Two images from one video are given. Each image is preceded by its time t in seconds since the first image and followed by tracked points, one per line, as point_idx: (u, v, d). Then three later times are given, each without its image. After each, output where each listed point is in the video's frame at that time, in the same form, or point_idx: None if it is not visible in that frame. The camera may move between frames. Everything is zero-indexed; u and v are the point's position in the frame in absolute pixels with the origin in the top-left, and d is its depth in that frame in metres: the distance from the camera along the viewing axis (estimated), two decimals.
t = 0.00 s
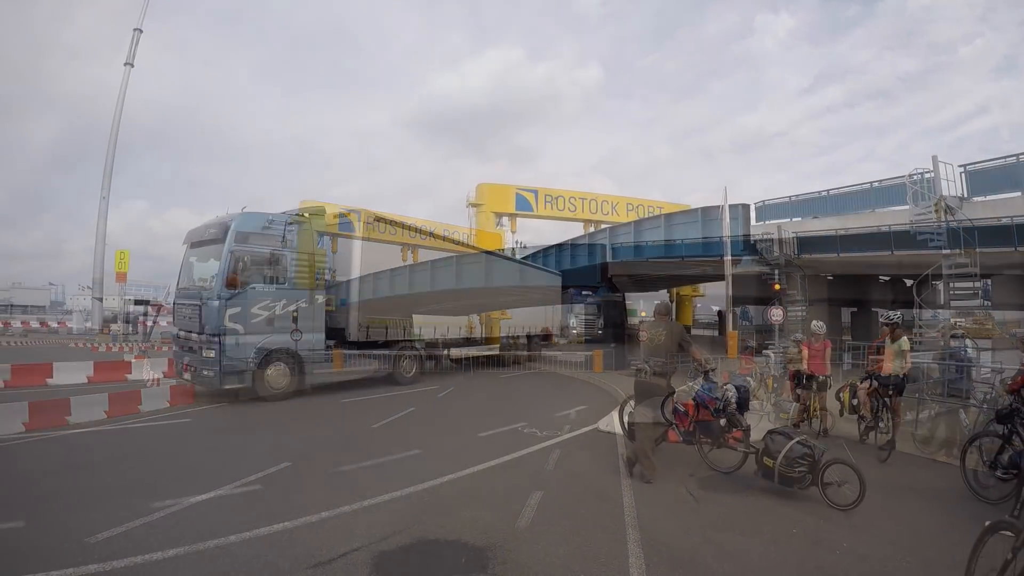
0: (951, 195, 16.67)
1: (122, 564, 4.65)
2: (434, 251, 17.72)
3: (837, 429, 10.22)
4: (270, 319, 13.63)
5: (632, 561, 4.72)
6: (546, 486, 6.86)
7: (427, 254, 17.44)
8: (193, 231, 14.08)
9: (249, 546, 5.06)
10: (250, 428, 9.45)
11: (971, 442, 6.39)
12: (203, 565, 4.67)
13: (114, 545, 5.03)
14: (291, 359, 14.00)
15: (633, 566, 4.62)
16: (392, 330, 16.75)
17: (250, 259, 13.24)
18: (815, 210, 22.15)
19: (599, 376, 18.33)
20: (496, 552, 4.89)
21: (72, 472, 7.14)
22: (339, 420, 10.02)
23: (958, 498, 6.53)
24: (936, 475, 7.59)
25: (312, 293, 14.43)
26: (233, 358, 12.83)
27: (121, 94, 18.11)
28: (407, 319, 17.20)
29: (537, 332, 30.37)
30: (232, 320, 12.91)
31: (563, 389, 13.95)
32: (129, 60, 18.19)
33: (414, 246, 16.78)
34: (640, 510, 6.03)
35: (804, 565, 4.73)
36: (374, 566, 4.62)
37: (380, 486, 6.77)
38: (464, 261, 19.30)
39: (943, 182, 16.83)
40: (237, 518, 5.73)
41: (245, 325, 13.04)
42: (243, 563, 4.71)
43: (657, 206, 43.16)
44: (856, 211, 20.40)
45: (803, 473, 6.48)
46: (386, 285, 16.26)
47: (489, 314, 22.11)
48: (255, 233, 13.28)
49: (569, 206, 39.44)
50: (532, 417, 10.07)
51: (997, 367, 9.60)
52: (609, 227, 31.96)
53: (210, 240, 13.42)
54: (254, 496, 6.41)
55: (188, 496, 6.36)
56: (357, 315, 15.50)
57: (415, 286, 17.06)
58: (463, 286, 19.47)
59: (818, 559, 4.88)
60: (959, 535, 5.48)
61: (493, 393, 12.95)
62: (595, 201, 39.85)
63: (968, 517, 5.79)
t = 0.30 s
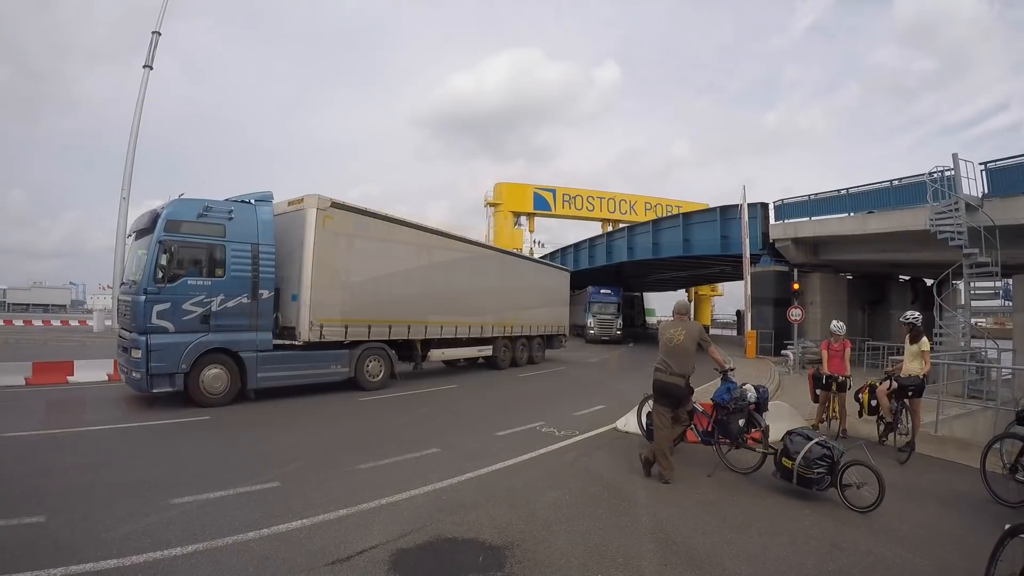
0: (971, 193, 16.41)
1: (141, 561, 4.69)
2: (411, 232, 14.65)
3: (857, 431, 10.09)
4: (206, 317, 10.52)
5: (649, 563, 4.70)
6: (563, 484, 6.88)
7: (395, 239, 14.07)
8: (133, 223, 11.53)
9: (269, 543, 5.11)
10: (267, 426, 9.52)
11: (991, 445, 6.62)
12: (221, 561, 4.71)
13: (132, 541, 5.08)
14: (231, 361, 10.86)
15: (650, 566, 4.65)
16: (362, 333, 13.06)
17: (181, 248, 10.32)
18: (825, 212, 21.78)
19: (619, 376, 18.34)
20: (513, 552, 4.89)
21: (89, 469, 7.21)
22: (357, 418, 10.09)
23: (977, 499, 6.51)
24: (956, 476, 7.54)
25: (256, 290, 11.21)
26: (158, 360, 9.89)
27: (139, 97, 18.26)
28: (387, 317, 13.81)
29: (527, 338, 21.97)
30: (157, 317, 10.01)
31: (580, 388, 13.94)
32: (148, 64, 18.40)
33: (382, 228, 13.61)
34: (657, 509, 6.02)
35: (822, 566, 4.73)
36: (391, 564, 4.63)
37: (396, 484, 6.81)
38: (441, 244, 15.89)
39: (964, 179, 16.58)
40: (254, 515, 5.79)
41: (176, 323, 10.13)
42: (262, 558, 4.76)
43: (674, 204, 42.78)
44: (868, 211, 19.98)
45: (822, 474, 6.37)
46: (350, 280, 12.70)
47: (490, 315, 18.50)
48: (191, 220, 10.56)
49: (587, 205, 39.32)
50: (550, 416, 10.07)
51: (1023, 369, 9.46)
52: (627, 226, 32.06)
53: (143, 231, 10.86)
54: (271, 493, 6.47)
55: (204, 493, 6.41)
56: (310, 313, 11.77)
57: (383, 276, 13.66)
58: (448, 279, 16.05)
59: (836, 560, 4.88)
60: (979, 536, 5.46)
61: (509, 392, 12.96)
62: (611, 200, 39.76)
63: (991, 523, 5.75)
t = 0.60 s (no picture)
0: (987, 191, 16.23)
1: (156, 558, 4.74)
2: (372, 221, 13.01)
3: (871, 431, 9.98)
4: (124, 315, 9.51)
5: (663, 563, 4.69)
6: (575, 484, 6.87)
7: (350, 228, 12.46)
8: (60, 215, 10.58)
9: (281, 541, 5.13)
10: (280, 425, 9.58)
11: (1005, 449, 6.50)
12: (235, 559, 4.74)
13: (147, 538, 5.13)
14: (153, 364, 9.79)
15: (663, 566, 4.64)
16: (306, 333, 11.53)
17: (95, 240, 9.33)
18: (840, 212, 21.58)
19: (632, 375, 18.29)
20: (525, 552, 4.88)
21: (105, 467, 7.29)
22: (370, 416, 10.10)
23: (993, 501, 6.43)
24: (972, 477, 7.45)
25: (180, 286, 10.12)
26: (70, 362, 8.93)
27: (155, 99, 18.39)
28: (339, 315, 12.23)
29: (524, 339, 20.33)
30: (69, 315, 9.07)
31: (592, 389, 13.87)
32: (161, 66, 18.52)
33: (335, 216, 12.04)
34: (671, 510, 5.99)
35: (836, 567, 4.70)
36: (404, 563, 4.63)
37: (409, 483, 6.83)
38: (412, 234, 14.21)
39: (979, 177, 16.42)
40: (268, 513, 5.83)
41: (89, 322, 9.16)
42: (275, 556, 4.79)
43: (686, 203, 42.48)
44: (883, 210, 19.77)
45: (837, 475, 6.30)
46: (288, 272, 11.16)
47: (475, 313, 16.73)
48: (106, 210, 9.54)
49: (600, 205, 39.22)
50: (564, 416, 10.05)
51: None
52: (641, 225, 31.99)
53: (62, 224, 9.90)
54: (285, 491, 6.51)
55: (217, 491, 6.46)
56: (242, 309, 10.39)
57: (334, 270, 12.07)
58: (419, 274, 14.34)
59: (850, 561, 4.84)
60: (994, 538, 5.39)
61: (521, 391, 12.97)
62: (625, 199, 39.61)
63: (1009, 526, 5.69)
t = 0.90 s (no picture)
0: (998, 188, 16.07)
1: (167, 556, 4.78)
2: (312, 210, 12.00)
3: (880, 431, 9.92)
4: (26, 314, 8.85)
5: (672, 563, 4.68)
6: (584, 483, 6.86)
7: (285, 217, 11.47)
8: None
9: (292, 540, 5.15)
10: (288, 424, 9.62)
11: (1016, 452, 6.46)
12: (246, 558, 4.77)
13: (158, 536, 5.17)
14: (60, 366, 9.07)
15: (672, 566, 4.63)
16: (230, 333, 10.57)
17: None
18: (850, 210, 21.46)
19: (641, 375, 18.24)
20: (534, 552, 4.87)
21: (117, 466, 7.36)
22: (380, 416, 10.12)
23: (1005, 502, 6.39)
24: (982, 478, 7.40)
25: (88, 281, 9.29)
26: None
27: (165, 101, 18.50)
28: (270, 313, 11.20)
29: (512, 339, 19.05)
30: None
31: (601, 388, 13.85)
32: (171, 68, 18.63)
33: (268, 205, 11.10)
34: (680, 510, 5.98)
35: (845, 567, 4.68)
36: (414, 562, 4.65)
37: (418, 482, 6.84)
38: (363, 224, 13.12)
39: (990, 174, 16.28)
40: (277, 512, 5.85)
41: None
42: (285, 555, 4.82)
43: (695, 203, 42.34)
44: (893, 208, 19.65)
45: (847, 475, 6.27)
46: (206, 265, 10.21)
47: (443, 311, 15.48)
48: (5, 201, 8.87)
49: (608, 204, 39.18)
50: (574, 415, 10.05)
51: None
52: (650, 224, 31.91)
53: None
54: (294, 491, 6.54)
55: (228, 490, 6.49)
56: (153, 308, 9.59)
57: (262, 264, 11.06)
58: (370, 268, 13.22)
59: (859, 561, 4.82)
60: (1005, 539, 5.36)
61: (530, 391, 12.98)
62: (633, 199, 39.54)
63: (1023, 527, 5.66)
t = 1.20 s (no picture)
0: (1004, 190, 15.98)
1: (172, 555, 4.80)
2: (238, 197, 10.86)
3: (886, 433, 9.87)
4: None
5: (676, 565, 4.68)
6: (589, 485, 6.86)
7: (203, 205, 10.36)
8: None
9: (298, 540, 5.16)
10: (293, 424, 9.65)
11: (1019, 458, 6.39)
12: (250, 557, 4.78)
13: (163, 536, 5.19)
14: None
15: (676, 567, 4.63)
16: (135, 334, 9.57)
17: None
18: (856, 212, 21.40)
19: (646, 376, 18.19)
20: (537, 554, 4.87)
21: (124, 465, 7.41)
22: (384, 416, 10.15)
23: (1012, 505, 6.37)
24: (989, 481, 7.37)
25: None
26: None
27: (171, 103, 18.58)
28: (184, 312, 10.12)
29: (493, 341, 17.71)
30: None
31: (606, 390, 13.83)
32: (178, 69, 18.73)
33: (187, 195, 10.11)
34: (685, 512, 5.98)
35: (850, 569, 4.68)
36: (419, 563, 4.66)
37: (423, 483, 6.85)
38: (300, 213, 11.90)
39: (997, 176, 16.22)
40: (283, 513, 5.86)
41: None
42: (291, 555, 4.83)
43: (700, 204, 42.30)
44: (899, 210, 19.58)
45: (852, 478, 6.24)
46: (103, 257, 9.20)
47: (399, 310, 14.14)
48: None
49: (614, 205, 39.15)
50: (580, 416, 10.06)
51: None
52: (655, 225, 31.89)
53: None
54: (299, 491, 6.56)
55: (233, 490, 6.52)
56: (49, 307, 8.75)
57: (171, 256, 9.95)
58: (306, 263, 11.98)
59: (865, 563, 4.82)
60: (1011, 542, 5.34)
61: (535, 392, 12.99)
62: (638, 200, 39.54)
63: None
